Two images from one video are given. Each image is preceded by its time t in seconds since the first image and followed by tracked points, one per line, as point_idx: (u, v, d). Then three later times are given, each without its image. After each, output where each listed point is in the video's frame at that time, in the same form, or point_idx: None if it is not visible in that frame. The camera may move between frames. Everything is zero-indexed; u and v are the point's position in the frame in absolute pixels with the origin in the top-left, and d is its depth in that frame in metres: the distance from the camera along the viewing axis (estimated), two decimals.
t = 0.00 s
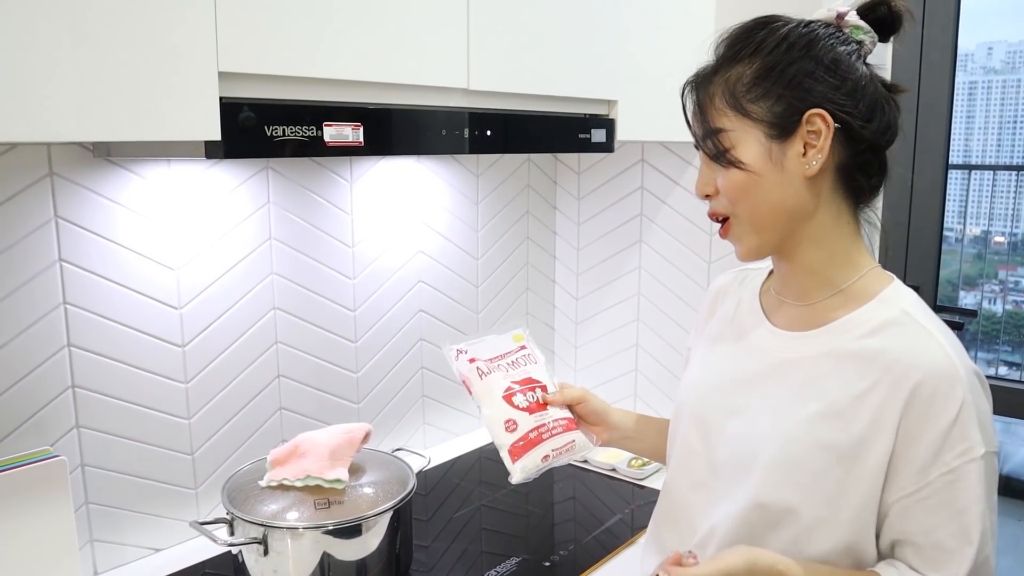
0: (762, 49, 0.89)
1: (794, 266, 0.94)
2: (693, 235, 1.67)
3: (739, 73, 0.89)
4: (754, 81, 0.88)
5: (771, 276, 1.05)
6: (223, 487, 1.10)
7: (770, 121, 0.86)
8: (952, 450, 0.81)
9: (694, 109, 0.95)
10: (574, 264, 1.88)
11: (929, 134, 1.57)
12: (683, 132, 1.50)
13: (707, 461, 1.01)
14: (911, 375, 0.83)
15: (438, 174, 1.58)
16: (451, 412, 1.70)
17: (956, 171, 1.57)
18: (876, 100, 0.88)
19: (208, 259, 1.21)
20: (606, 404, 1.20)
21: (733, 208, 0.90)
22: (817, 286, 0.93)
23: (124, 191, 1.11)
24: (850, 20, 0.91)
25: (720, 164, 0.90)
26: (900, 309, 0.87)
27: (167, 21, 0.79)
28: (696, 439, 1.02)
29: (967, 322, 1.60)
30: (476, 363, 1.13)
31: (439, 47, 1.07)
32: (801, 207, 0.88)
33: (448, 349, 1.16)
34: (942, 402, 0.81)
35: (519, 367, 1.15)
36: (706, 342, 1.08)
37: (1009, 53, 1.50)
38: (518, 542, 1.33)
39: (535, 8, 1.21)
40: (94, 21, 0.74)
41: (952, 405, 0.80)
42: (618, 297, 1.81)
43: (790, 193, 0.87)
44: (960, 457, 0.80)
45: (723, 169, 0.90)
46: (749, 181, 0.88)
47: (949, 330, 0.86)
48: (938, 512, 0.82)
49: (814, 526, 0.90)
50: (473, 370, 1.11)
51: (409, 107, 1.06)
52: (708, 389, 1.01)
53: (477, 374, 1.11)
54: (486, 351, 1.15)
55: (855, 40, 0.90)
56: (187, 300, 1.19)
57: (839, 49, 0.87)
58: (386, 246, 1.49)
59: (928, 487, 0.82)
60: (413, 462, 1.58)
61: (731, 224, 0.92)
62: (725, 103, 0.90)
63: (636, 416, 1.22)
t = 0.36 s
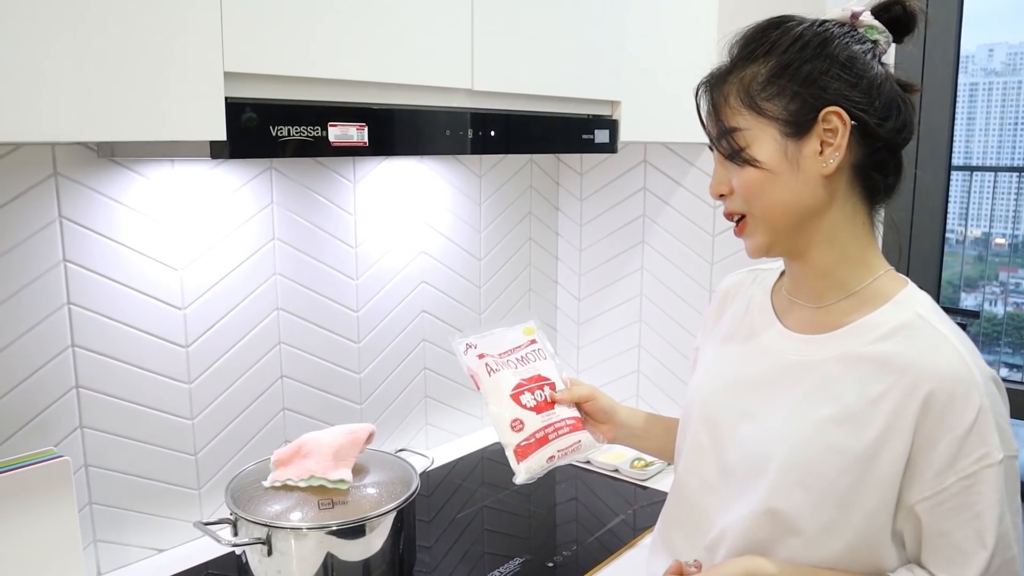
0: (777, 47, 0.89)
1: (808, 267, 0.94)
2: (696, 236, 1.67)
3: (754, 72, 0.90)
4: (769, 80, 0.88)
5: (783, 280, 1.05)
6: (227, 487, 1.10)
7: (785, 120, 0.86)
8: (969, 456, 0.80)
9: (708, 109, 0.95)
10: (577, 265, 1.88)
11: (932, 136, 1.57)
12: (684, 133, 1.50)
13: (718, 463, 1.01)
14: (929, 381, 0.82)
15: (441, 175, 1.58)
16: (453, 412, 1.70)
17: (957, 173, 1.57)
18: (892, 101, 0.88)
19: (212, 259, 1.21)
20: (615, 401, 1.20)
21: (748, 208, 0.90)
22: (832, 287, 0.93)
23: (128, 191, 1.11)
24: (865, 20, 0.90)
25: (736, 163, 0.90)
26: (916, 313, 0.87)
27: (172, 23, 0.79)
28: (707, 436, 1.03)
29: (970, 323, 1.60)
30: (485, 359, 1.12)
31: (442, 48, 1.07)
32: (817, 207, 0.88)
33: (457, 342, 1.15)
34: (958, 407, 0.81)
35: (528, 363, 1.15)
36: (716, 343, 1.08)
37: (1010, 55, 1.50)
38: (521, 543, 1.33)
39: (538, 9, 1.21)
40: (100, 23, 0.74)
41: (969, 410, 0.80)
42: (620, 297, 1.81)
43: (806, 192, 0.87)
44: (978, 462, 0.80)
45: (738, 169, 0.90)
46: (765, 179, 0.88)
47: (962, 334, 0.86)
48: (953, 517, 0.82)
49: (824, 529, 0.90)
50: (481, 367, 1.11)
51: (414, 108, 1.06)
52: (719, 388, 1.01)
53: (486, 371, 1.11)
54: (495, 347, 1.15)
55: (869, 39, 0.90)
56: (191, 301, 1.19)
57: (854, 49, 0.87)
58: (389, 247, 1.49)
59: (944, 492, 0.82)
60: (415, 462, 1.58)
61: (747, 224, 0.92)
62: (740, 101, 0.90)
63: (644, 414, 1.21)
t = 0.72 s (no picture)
0: (784, 49, 0.89)
1: (816, 268, 0.93)
2: (698, 237, 1.67)
3: (760, 72, 0.89)
4: (775, 81, 0.88)
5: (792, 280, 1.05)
6: (229, 487, 1.10)
7: (790, 121, 0.86)
8: (976, 457, 0.80)
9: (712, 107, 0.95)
10: (579, 266, 1.88)
11: (934, 137, 1.56)
12: (686, 133, 1.50)
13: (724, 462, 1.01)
14: (940, 383, 0.82)
15: (443, 176, 1.58)
16: (455, 413, 1.70)
17: (959, 174, 1.57)
18: (898, 108, 0.88)
19: (214, 260, 1.21)
20: (622, 399, 1.19)
21: (749, 208, 0.90)
22: (840, 288, 0.93)
23: (131, 191, 1.11)
24: (872, 27, 0.90)
25: (738, 163, 0.89)
26: (927, 314, 0.87)
27: (175, 22, 0.79)
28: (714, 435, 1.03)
29: (974, 324, 1.60)
30: (494, 355, 1.12)
31: (444, 49, 1.07)
32: (819, 209, 0.88)
33: (466, 337, 1.15)
34: (967, 408, 0.80)
35: (537, 360, 1.14)
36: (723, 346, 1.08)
37: (1012, 56, 1.49)
38: (523, 544, 1.32)
39: (541, 9, 1.21)
40: (104, 22, 0.74)
41: (979, 411, 0.80)
42: (622, 298, 1.81)
43: (808, 194, 0.87)
44: (985, 464, 0.80)
45: (741, 169, 0.89)
46: (767, 180, 0.87)
47: (972, 334, 0.86)
48: (957, 520, 0.81)
49: (830, 530, 0.90)
50: (490, 363, 1.11)
51: (417, 109, 1.06)
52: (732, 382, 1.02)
53: (495, 367, 1.11)
54: (504, 342, 1.14)
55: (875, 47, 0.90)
56: (193, 301, 1.19)
57: (862, 55, 0.87)
58: (391, 247, 1.49)
59: (950, 493, 0.81)
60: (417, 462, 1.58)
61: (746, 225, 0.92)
62: (746, 101, 0.90)
63: (653, 414, 1.21)
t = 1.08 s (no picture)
0: (791, 47, 0.89)
1: (811, 265, 0.94)
2: (697, 239, 1.67)
3: (766, 68, 0.90)
4: (781, 78, 0.88)
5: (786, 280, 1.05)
6: (230, 487, 1.10)
7: (794, 119, 0.87)
8: (968, 452, 0.81)
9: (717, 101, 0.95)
10: (578, 267, 1.88)
11: (933, 139, 1.57)
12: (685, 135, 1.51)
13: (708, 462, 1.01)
14: (930, 379, 0.82)
15: (443, 177, 1.58)
16: (455, 414, 1.70)
17: (959, 176, 1.57)
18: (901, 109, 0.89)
19: (215, 260, 1.22)
20: (616, 399, 1.20)
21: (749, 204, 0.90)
22: (834, 286, 0.93)
23: (131, 192, 1.11)
24: (879, 26, 0.90)
25: (741, 159, 0.90)
26: (919, 312, 0.87)
27: (175, 24, 0.79)
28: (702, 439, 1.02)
29: (973, 326, 1.60)
30: (488, 358, 1.12)
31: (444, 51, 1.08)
32: (818, 207, 0.89)
33: (460, 340, 1.15)
34: (958, 404, 0.81)
35: (531, 362, 1.15)
36: (718, 344, 1.08)
37: (1012, 58, 1.50)
38: (522, 544, 1.32)
39: (540, 11, 1.21)
40: (105, 24, 0.74)
41: (969, 406, 0.80)
42: (622, 299, 1.82)
43: (808, 192, 0.88)
44: (977, 459, 0.80)
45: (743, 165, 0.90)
46: (770, 177, 0.88)
47: (963, 330, 0.86)
48: (953, 518, 0.82)
49: (826, 525, 0.90)
50: (485, 366, 1.11)
51: (417, 110, 1.06)
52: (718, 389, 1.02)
53: (490, 370, 1.11)
54: (498, 345, 1.15)
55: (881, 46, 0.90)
56: (193, 302, 1.20)
57: (867, 56, 0.88)
58: (392, 248, 1.50)
59: (943, 488, 0.82)
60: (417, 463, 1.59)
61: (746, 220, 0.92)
62: (750, 97, 0.90)
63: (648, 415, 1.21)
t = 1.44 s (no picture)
0: (836, 46, 0.90)
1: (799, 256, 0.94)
2: (696, 239, 1.68)
3: (816, 60, 0.89)
4: (834, 73, 0.88)
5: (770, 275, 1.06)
6: (233, 488, 1.10)
7: (842, 116, 0.87)
8: (959, 425, 0.82)
9: (756, 82, 0.91)
10: (578, 268, 1.89)
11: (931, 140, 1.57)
12: (683, 137, 1.51)
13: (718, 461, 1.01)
14: (920, 352, 0.84)
15: (444, 178, 1.59)
16: (455, 414, 1.71)
17: (956, 177, 1.58)
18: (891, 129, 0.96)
19: (217, 260, 1.22)
20: (611, 405, 1.21)
21: (789, 191, 0.87)
22: (823, 276, 0.94)
23: (133, 193, 1.12)
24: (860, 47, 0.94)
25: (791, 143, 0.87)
26: (901, 295, 0.88)
27: (179, 27, 0.80)
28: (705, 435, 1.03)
29: (970, 327, 1.61)
30: (483, 368, 1.13)
31: (444, 52, 1.08)
32: (840, 204, 0.90)
33: (455, 352, 1.17)
34: (948, 376, 0.82)
35: (526, 370, 1.15)
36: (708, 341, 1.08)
37: (1008, 60, 1.51)
38: (522, 544, 1.33)
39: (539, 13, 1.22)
40: (110, 27, 0.75)
41: (958, 378, 0.82)
42: (621, 300, 1.82)
43: (840, 189, 0.89)
44: (967, 431, 0.81)
45: (791, 151, 0.87)
46: (817, 166, 0.86)
47: (950, 315, 0.88)
48: (947, 513, 0.83)
49: (823, 519, 0.92)
50: (480, 376, 1.12)
51: (418, 112, 1.07)
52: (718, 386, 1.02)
53: (485, 380, 1.12)
54: (492, 354, 1.16)
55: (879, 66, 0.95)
56: (195, 302, 1.20)
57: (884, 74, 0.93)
58: (392, 250, 1.50)
59: (937, 462, 0.83)
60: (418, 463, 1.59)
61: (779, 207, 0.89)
62: (801, 84, 0.88)
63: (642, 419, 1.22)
